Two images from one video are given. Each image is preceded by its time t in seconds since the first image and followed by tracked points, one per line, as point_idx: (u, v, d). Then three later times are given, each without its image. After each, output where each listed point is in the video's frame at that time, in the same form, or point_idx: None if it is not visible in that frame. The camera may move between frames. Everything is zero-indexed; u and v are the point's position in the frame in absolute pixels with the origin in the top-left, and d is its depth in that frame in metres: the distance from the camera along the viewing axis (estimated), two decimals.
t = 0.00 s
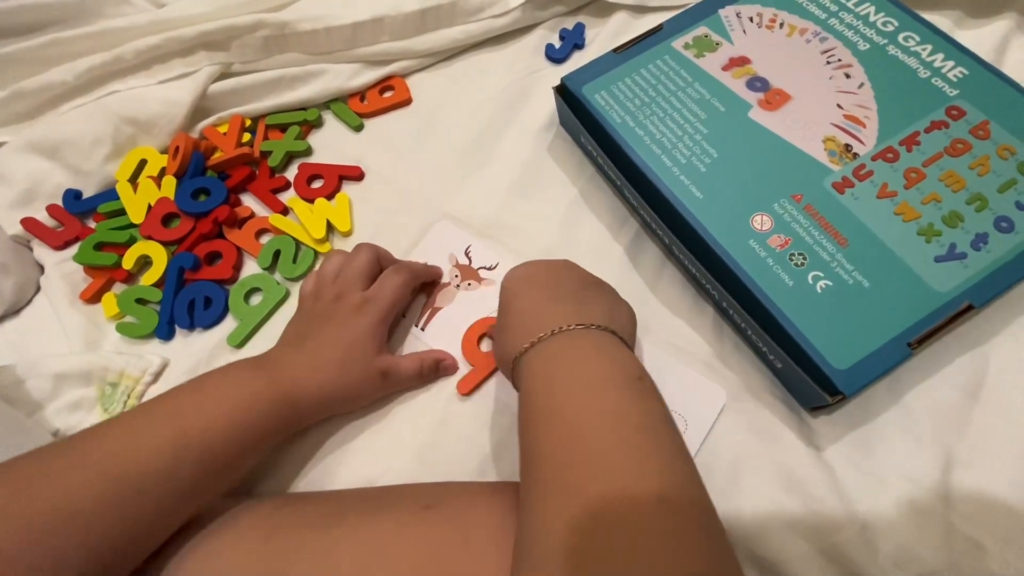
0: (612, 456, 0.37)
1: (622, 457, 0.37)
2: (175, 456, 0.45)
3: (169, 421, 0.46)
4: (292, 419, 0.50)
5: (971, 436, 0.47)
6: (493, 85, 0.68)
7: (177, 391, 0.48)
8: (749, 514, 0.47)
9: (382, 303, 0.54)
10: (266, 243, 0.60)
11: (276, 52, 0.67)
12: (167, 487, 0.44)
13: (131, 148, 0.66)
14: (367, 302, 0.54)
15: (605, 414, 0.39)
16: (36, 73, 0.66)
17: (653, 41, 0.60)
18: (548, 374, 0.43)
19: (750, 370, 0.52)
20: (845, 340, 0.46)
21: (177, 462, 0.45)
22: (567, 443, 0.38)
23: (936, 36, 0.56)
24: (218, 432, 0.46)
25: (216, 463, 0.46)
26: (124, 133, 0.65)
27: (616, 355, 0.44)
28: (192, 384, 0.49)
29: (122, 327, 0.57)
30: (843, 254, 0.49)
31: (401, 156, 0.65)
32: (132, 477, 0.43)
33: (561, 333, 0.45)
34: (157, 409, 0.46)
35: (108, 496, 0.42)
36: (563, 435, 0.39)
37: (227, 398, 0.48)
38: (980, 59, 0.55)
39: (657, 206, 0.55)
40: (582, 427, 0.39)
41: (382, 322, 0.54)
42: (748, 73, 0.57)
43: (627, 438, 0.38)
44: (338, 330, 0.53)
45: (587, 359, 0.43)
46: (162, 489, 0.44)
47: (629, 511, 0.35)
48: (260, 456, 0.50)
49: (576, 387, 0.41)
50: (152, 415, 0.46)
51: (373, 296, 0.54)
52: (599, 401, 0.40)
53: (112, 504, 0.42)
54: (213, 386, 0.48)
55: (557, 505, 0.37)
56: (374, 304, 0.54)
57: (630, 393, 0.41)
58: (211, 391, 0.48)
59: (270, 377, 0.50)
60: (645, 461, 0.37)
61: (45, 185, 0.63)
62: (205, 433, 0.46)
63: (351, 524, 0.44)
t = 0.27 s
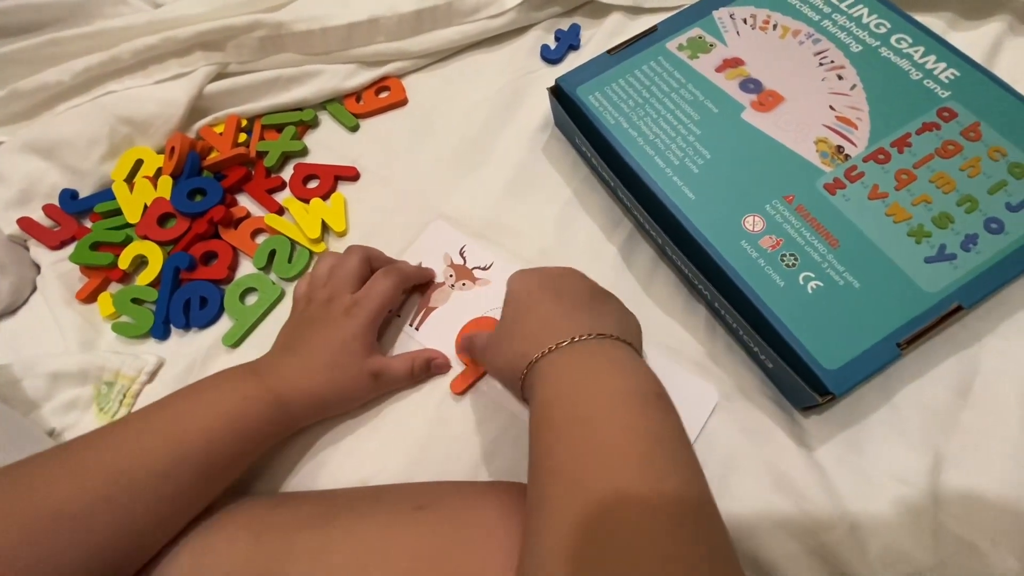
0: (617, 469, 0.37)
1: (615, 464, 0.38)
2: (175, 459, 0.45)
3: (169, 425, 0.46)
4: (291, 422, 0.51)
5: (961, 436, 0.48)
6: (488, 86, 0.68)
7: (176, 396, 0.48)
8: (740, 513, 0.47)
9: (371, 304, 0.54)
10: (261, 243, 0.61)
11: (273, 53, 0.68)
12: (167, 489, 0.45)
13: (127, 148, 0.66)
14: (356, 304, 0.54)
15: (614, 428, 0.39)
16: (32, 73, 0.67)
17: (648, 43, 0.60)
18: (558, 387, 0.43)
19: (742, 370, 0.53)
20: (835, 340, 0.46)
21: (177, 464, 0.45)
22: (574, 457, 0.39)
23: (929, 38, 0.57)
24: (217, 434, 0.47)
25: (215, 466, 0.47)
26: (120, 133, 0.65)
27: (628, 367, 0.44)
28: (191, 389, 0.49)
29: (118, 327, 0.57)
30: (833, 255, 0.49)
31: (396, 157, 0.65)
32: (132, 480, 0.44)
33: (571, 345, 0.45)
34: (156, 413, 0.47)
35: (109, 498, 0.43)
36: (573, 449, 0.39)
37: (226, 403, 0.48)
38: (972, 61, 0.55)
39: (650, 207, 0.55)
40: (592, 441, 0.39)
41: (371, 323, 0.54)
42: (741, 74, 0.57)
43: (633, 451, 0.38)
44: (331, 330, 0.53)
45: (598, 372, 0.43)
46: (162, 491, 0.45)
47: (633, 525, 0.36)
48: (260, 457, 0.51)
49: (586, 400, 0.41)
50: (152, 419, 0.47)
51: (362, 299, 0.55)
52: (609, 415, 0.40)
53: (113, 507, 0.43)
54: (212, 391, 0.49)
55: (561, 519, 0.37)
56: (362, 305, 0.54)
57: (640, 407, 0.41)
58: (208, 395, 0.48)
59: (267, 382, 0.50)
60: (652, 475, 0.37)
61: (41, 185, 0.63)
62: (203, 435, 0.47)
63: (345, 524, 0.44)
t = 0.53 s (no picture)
0: (579, 467, 0.38)
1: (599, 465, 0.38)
2: (168, 460, 0.45)
3: (162, 425, 0.46)
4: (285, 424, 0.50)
5: (954, 434, 0.48)
6: (483, 85, 0.68)
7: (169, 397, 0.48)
8: (733, 511, 0.47)
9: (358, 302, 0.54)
10: (256, 241, 0.61)
11: (268, 51, 0.68)
12: (160, 489, 0.45)
13: (121, 146, 0.66)
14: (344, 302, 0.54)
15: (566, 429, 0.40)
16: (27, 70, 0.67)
17: (642, 41, 0.60)
18: (505, 394, 0.44)
19: (735, 368, 0.53)
20: (827, 338, 0.46)
21: (170, 464, 0.45)
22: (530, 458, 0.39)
23: (923, 37, 0.57)
24: (211, 435, 0.47)
25: (209, 466, 0.47)
26: (115, 131, 0.65)
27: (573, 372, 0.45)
28: (184, 390, 0.49)
29: (111, 325, 0.57)
30: (826, 253, 0.49)
31: (391, 156, 0.65)
32: (126, 480, 0.44)
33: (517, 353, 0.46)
34: (150, 414, 0.47)
35: (103, 497, 0.43)
36: (526, 451, 0.39)
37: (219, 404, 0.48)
38: (966, 59, 0.55)
39: (644, 205, 0.55)
40: (543, 443, 0.39)
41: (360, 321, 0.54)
42: (735, 73, 0.57)
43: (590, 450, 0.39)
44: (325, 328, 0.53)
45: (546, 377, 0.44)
46: (155, 491, 0.45)
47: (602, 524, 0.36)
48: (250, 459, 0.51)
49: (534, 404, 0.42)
50: (145, 420, 0.47)
51: (349, 298, 0.55)
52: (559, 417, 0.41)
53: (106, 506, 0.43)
54: (206, 392, 0.49)
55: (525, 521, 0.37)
56: (351, 305, 0.54)
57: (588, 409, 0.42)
58: (202, 397, 0.48)
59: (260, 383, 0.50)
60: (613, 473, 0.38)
61: (35, 183, 0.63)
62: (196, 435, 0.47)
63: (338, 522, 0.44)
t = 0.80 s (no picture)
0: (572, 464, 0.38)
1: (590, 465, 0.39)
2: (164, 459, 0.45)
3: (157, 425, 0.46)
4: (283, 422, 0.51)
5: (947, 434, 0.48)
6: (479, 85, 0.68)
7: (162, 396, 0.48)
8: (727, 511, 0.47)
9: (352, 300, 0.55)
10: (252, 241, 0.61)
11: (264, 51, 0.68)
12: (157, 488, 0.45)
13: (118, 146, 0.66)
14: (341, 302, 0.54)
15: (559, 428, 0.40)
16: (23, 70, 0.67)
17: (638, 42, 0.60)
18: (504, 392, 0.44)
19: (729, 368, 0.53)
20: (820, 338, 0.46)
21: (165, 464, 0.45)
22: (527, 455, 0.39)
23: (917, 39, 0.57)
24: (208, 435, 0.47)
25: (205, 464, 0.47)
26: (111, 131, 0.65)
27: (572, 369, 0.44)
28: (178, 390, 0.49)
29: (107, 325, 0.57)
30: (819, 254, 0.49)
31: (387, 156, 0.65)
32: (121, 479, 0.44)
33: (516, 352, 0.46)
34: (145, 414, 0.47)
35: (99, 497, 0.43)
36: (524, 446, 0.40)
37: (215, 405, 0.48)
38: (960, 61, 0.55)
39: (639, 206, 0.55)
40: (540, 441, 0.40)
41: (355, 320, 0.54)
42: (731, 74, 0.58)
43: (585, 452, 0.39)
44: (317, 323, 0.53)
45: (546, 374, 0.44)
46: (151, 490, 0.45)
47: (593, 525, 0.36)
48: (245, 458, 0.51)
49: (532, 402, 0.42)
50: (139, 419, 0.47)
51: (345, 297, 0.55)
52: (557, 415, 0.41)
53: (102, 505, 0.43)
54: (202, 392, 0.49)
55: (523, 520, 0.37)
56: (345, 305, 0.54)
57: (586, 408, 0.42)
58: (197, 396, 0.48)
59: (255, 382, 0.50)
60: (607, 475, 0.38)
61: (32, 183, 0.63)
62: (192, 434, 0.47)
63: (332, 521, 0.44)
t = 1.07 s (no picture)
0: (569, 466, 0.38)
1: (586, 464, 0.39)
2: (159, 459, 0.45)
3: (152, 426, 0.46)
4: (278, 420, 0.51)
5: (944, 436, 0.48)
6: (478, 85, 0.68)
7: (158, 396, 0.48)
8: (723, 512, 0.47)
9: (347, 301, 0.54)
10: (249, 242, 0.61)
11: (262, 51, 0.68)
12: (154, 488, 0.45)
13: (115, 146, 0.66)
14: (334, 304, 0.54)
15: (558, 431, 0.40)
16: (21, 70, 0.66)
17: (636, 43, 0.60)
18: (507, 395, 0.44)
19: (727, 369, 0.53)
20: (817, 340, 0.46)
21: (161, 463, 0.45)
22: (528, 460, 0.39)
23: (916, 40, 0.57)
24: (204, 434, 0.47)
25: (198, 463, 0.47)
26: (109, 131, 0.65)
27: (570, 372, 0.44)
28: (174, 390, 0.49)
29: (104, 325, 0.57)
30: (817, 256, 0.49)
31: (385, 156, 0.65)
32: (117, 479, 0.44)
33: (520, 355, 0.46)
34: (141, 413, 0.47)
35: (96, 497, 0.43)
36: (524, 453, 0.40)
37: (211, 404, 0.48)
38: (958, 62, 0.55)
39: (637, 207, 0.55)
40: (541, 446, 0.40)
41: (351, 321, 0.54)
42: (729, 75, 0.58)
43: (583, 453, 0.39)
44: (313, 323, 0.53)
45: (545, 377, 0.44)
46: (147, 490, 0.45)
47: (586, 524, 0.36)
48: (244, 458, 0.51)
49: (532, 407, 0.42)
50: (136, 418, 0.47)
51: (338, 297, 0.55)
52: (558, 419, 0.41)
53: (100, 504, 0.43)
54: (199, 392, 0.49)
55: (525, 527, 0.37)
56: (340, 305, 0.54)
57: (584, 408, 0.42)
58: (193, 396, 0.48)
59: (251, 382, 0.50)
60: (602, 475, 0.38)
61: (30, 182, 0.63)
62: (188, 433, 0.47)
63: (329, 522, 0.44)
